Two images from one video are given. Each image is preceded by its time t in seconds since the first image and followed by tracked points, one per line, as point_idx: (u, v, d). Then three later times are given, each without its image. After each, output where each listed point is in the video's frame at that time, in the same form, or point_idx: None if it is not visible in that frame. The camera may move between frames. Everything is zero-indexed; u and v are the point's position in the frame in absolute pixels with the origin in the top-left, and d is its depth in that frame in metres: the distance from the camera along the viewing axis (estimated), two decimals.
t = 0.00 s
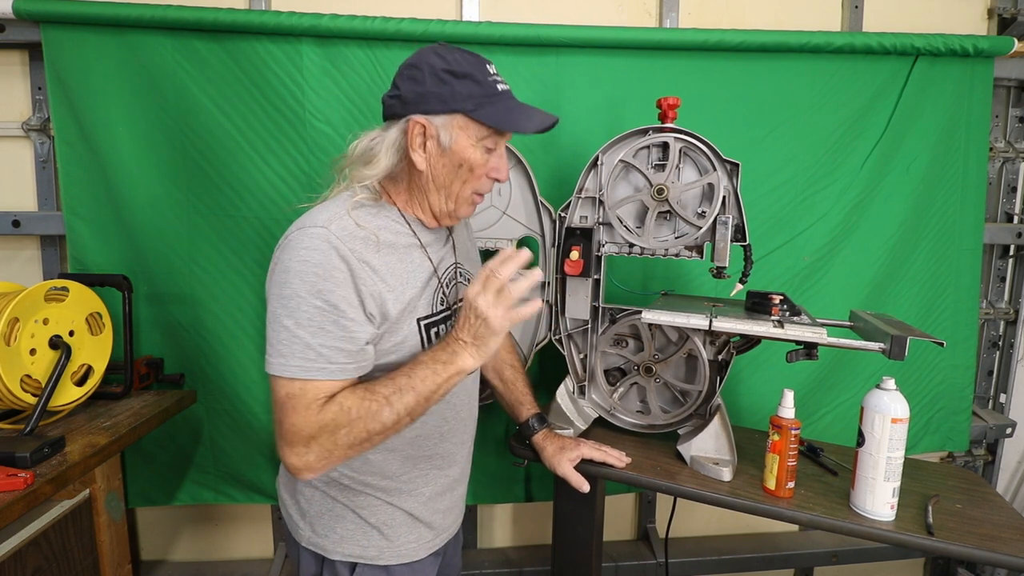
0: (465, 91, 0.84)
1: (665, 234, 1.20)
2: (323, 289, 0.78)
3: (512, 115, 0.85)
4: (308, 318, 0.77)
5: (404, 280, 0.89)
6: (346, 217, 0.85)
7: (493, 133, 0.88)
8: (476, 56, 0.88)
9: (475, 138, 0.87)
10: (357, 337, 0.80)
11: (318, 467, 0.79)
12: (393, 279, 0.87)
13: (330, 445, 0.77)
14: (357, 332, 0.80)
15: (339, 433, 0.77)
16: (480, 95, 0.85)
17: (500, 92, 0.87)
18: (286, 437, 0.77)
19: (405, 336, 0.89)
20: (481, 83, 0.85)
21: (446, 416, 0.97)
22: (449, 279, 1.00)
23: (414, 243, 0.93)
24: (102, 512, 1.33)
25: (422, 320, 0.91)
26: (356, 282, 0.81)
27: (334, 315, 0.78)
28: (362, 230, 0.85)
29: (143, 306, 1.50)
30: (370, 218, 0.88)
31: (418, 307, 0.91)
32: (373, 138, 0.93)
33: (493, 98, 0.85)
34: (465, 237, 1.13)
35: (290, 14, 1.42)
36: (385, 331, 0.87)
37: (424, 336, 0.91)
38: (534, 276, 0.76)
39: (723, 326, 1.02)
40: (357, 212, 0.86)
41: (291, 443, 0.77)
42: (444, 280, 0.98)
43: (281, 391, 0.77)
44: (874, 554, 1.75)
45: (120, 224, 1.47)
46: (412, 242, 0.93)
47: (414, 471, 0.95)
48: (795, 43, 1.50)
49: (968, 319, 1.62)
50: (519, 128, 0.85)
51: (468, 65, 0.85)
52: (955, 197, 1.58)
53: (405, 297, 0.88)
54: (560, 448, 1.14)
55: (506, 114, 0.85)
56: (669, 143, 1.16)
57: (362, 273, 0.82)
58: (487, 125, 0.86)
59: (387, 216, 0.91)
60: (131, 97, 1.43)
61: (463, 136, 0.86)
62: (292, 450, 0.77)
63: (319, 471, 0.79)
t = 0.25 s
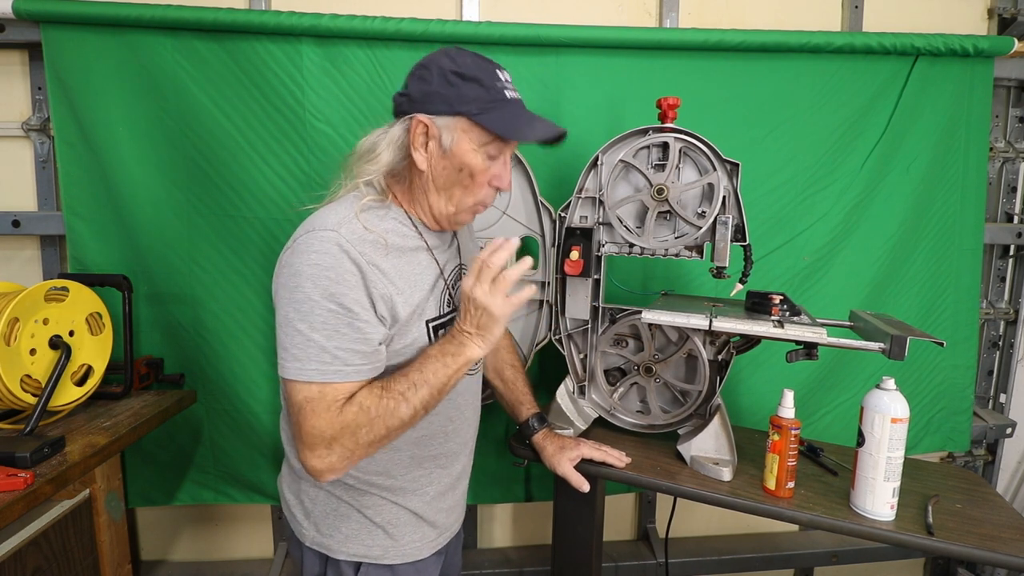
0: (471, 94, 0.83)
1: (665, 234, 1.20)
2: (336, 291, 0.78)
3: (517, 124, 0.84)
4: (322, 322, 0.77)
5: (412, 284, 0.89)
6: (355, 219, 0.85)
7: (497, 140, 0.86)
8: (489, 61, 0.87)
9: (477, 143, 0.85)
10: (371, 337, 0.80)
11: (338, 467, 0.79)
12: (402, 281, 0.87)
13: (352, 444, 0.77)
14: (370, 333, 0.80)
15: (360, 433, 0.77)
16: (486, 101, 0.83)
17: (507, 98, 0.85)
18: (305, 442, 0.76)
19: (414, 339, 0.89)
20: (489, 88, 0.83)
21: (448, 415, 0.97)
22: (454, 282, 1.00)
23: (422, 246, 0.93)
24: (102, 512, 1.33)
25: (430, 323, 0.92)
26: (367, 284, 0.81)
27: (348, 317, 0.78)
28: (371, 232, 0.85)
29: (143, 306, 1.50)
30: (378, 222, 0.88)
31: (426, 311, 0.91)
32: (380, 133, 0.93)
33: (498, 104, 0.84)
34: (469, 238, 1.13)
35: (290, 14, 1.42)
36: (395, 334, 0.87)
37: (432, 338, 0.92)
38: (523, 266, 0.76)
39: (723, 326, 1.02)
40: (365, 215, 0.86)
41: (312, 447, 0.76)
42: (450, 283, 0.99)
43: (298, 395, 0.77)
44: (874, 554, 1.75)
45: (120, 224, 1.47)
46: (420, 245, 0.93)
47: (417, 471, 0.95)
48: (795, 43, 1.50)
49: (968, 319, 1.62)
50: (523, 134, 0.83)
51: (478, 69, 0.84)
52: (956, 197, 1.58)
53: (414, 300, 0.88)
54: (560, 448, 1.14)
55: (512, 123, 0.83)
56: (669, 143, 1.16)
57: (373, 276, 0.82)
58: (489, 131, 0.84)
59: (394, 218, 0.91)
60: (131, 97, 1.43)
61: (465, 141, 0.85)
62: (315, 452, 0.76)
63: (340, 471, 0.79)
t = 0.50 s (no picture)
0: (435, 75, 0.82)
1: (665, 234, 1.20)
2: (344, 292, 0.78)
3: (474, 99, 0.80)
4: (330, 322, 0.77)
5: (418, 285, 0.88)
6: (362, 218, 0.85)
7: (463, 119, 0.83)
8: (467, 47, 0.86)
9: (442, 123, 0.84)
10: (376, 339, 0.79)
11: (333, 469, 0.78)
12: (408, 282, 0.87)
13: (356, 456, 0.78)
14: (376, 335, 0.79)
15: (368, 444, 0.78)
16: (449, 79, 0.81)
17: (474, 76, 0.82)
18: (310, 441, 0.76)
19: (418, 339, 0.88)
20: (454, 67, 0.82)
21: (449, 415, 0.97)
22: (459, 282, 1.00)
23: (425, 247, 0.93)
24: (102, 512, 1.32)
25: (434, 323, 0.91)
26: (374, 285, 0.81)
27: (355, 318, 0.77)
28: (378, 233, 0.85)
29: (143, 306, 1.50)
30: (385, 221, 0.88)
31: (431, 311, 0.91)
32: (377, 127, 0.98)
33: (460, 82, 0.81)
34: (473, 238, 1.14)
35: (290, 14, 1.42)
36: (400, 334, 0.86)
37: (436, 338, 0.91)
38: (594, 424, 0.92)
39: (723, 326, 1.02)
40: (372, 212, 0.86)
41: (315, 446, 0.76)
42: (454, 283, 0.99)
43: (305, 396, 0.76)
44: (874, 554, 1.76)
45: (120, 224, 1.47)
46: (424, 244, 0.93)
47: (418, 470, 0.95)
48: (795, 43, 1.50)
49: (968, 319, 1.62)
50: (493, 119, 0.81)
51: (449, 52, 0.83)
52: (956, 197, 1.58)
53: (420, 301, 0.88)
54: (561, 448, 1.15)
55: (467, 97, 0.80)
56: (669, 143, 1.16)
57: (380, 277, 0.82)
58: (450, 110, 0.82)
59: (398, 216, 0.90)
60: (132, 97, 1.43)
61: (431, 121, 0.84)
62: (319, 454, 0.76)
63: (337, 475, 0.79)
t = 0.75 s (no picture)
0: (405, 77, 0.85)
1: (665, 234, 1.20)
2: (324, 291, 0.78)
3: (442, 98, 0.82)
4: (310, 320, 0.78)
5: (407, 282, 0.88)
6: (349, 217, 0.86)
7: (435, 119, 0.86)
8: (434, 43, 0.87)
9: (415, 124, 0.86)
10: (356, 338, 0.79)
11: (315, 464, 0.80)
12: (396, 280, 0.86)
13: (333, 452, 0.79)
14: (357, 333, 0.79)
15: (343, 441, 0.78)
16: (417, 80, 0.84)
17: (440, 74, 0.83)
18: (289, 436, 0.78)
19: (408, 335, 0.89)
20: (421, 67, 0.84)
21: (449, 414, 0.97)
22: (454, 280, 1.00)
23: (416, 244, 0.93)
24: (102, 512, 1.32)
25: (426, 320, 0.91)
26: (357, 284, 0.81)
27: (334, 317, 0.78)
28: (365, 231, 0.85)
29: (143, 306, 1.50)
30: (374, 219, 0.88)
31: (422, 308, 0.91)
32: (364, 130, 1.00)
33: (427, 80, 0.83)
34: (473, 237, 1.13)
35: (290, 14, 1.42)
36: (388, 331, 0.86)
37: (427, 335, 0.91)
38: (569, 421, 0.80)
39: (723, 326, 1.02)
40: (360, 210, 0.87)
41: (293, 440, 0.78)
42: (449, 281, 0.98)
43: (285, 390, 0.78)
44: (874, 554, 1.76)
45: (120, 224, 1.47)
46: (415, 242, 0.93)
47: (418, 468, 0.95)
48: (795, 43, 1.50)
49: (968, 319, 1.62)
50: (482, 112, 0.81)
51: (417, 51, 0.86)
52: (956, 197, 1.58)
53: (408, 297, 0.87)
54: (560, 448, 1.15)
55: (434, 98, 0.82)
56: (669, 143, 1.16)
57: (365, 276, 0.82)
58: (420, 111, 0.84)
59: (388, 214, 0.91)
60: (132, 98, 1.43)
61: (405, 123, 0.87)
62: (295, 447, 0.78)
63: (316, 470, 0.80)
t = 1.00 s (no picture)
0: (411, 85, 0.84)
1: (665, 234, 1.20)
2: (316, 292, 0.78)
3: (450, 111, 0.82)
4: (302, 321, 0.78)
5: (400, 282, 0.88)
6: (343, 218, 0.86)
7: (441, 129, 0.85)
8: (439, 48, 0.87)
9: (422, 133, 0.85)
10: (347, 338, 0.79)
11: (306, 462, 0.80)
12: (389, 281, 0.86)
13: (323, 451, 0.79)
14: (350, 333, 0.79)
15: (334, 441, 0.78)
16: (424, 89, 0.83)
17: (448, 85, 0.84)
18: (282, 434, 0.79)
19: (402, 335, 0.88)
20: (428, 76, 0.84)
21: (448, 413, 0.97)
22: (450, 280, 1.00)
23: (411, 244, 0.93)
24: (102, 512, 1.32)
25: (420, 320, 0.91)
26: (349, 285, 0.81)
27: (326, 318, 0.78)
28: (359, 232, 0.85)
29: (143, 306, 1.50)
30: (367, 220, 0.88)
31: (416, 308, 0.91)
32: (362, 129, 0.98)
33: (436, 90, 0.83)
34: (472, 237, 1.13)
35: (290, 14, 1.42)
36: (380, 331, 0.86)
37: (422, 335, 0.91)
38: (565, 417, 0.81)
39: (724, 326, 1.02)
40: (353, 211, 0.87)
41: (286, 438, 0.78)
42: (444, 281, 0.98)
43: (278, 389, 0.78)
44: (874, 554, 1.76)
45: (120, 224, 1.47)
46: (409, 242, 0.93)
47: (416, 467, 0.95)
48: (795, 43, 1.50)
49: (968, 319, 1.62)
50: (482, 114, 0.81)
51: (422, 57, 0.85)
52: (956, 197, 1.58)
53: (401, 298, 0.87)
54: (561, 448, 1.15)
55: (443, 108, 0.82)
56: (669, 143, 1.16)
57: (358, 277, 0.82)
58: (428, 121, 0.84)
59: (383, 216, 0.91)
60: (131, 98, 1.43)
61: (411, 131, 0.85)
62: (288, 446, 0.79)
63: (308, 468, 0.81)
